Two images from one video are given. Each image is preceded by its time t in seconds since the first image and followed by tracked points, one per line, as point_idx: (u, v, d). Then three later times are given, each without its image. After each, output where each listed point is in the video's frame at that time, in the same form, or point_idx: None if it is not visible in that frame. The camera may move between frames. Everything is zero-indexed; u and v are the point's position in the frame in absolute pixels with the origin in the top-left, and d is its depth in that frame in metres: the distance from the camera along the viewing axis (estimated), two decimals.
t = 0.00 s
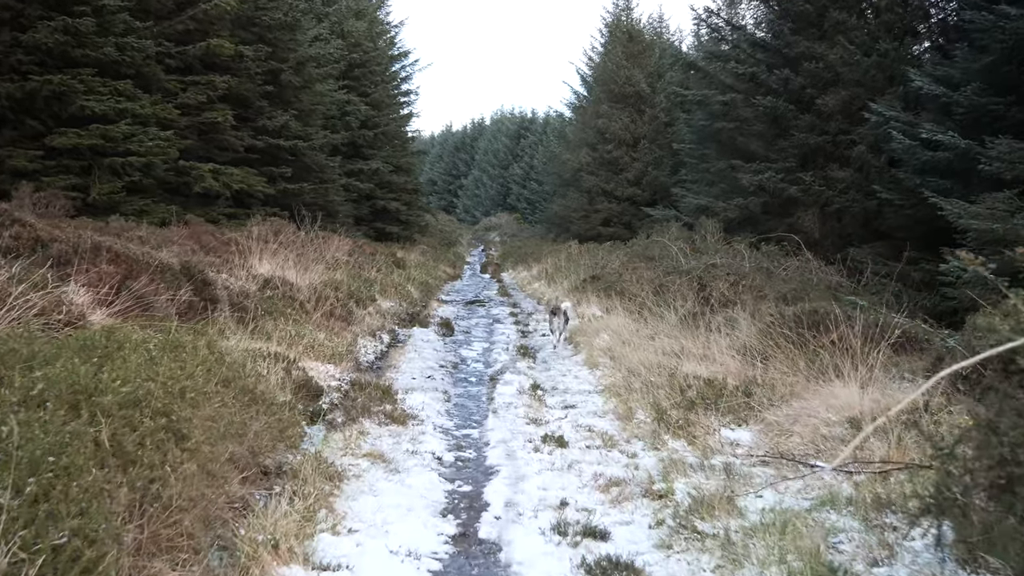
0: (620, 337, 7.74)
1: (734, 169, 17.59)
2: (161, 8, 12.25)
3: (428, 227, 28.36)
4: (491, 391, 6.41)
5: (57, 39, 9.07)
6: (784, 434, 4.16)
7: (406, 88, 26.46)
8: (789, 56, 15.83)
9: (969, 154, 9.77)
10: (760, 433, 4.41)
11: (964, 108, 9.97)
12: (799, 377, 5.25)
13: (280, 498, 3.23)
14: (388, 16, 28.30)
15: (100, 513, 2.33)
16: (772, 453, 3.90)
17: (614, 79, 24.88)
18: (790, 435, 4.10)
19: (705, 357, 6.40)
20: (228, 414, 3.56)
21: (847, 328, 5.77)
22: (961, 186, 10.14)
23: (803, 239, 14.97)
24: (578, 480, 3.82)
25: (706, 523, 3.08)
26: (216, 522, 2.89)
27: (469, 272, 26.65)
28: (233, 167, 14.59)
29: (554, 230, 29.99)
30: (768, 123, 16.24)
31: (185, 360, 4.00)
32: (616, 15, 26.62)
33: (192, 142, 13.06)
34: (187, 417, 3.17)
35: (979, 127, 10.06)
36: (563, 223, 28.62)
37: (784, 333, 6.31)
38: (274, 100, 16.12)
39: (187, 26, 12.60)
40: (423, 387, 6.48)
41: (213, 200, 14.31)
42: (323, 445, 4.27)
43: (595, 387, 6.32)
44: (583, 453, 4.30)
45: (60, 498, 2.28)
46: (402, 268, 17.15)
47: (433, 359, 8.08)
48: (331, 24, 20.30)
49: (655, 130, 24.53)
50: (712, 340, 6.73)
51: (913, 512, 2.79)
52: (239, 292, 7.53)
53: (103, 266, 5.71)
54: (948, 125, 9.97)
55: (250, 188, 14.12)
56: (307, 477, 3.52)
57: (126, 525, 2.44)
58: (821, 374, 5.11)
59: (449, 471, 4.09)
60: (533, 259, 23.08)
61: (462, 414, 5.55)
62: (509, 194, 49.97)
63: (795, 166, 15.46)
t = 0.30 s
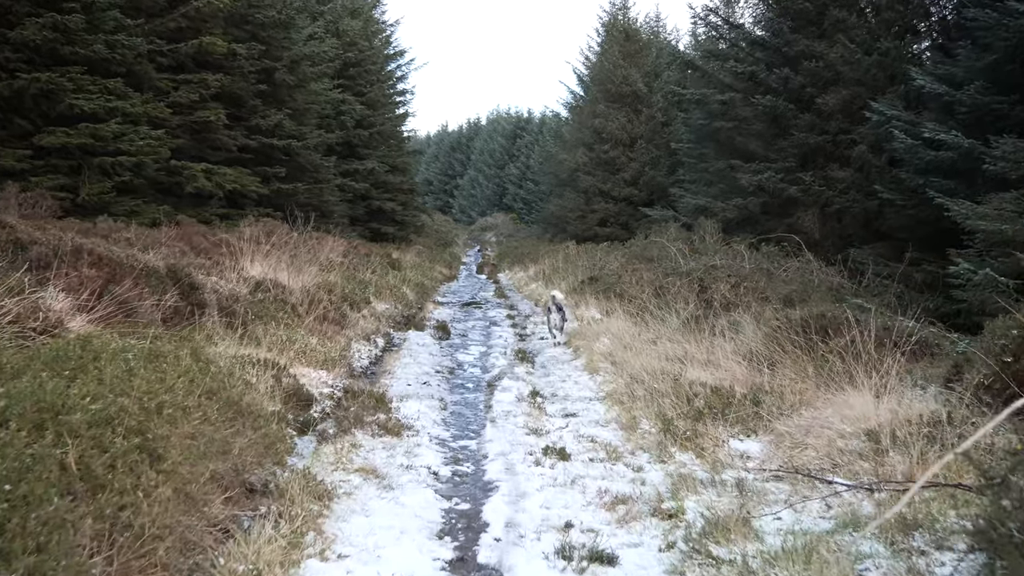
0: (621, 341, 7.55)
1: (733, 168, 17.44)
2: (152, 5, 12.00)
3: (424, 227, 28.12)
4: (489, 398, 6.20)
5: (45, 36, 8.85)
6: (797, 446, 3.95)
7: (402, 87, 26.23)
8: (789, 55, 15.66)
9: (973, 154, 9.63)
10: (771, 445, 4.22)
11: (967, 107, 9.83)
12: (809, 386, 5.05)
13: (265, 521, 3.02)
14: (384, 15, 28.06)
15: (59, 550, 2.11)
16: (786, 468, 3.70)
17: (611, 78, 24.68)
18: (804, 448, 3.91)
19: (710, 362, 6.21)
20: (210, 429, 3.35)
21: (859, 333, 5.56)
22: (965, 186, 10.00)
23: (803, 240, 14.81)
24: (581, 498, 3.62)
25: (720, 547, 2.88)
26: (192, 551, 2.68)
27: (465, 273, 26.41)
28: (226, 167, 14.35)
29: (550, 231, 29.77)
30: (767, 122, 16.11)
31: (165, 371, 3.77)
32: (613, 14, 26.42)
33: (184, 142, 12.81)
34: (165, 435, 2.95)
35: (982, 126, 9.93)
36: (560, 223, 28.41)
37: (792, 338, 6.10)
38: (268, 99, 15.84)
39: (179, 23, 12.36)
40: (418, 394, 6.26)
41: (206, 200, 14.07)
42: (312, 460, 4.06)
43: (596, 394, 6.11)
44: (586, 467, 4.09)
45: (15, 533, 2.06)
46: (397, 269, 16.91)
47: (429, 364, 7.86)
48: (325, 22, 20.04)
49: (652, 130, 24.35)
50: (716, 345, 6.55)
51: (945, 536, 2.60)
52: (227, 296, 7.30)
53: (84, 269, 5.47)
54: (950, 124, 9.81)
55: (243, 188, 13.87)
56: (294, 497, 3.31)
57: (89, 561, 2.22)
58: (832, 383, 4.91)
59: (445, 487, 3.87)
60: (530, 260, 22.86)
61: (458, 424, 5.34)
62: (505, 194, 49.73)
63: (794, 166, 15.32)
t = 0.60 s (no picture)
0: (619, 342, 7.34)
1: (731, 167, 17.29)
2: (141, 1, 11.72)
3: (418, 227, 27.89)
4: (483, 401, 5.99)
5: (30, 32, 8.64)
6: (806, 454, 3.75)
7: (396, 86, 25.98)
8: (786, 52, 15.49)
9: (975, 151, 9.46)
10: (777, 452, 4.03)
11: (969, 103, 9.66)
12: (816, 391, 4.85)
13: (239, 541, 2.79)
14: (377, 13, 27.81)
15: None
16: (796, 477, 3.50)
17: (606, 77, 24.47)
18: (814, 455, 3.70)
19: (711, 364, 6.02)
20: (181, 441, 3.09)
21: (865, 336, 5.36)
22: (967, 185, 9.85)
23: (802, 239, 14.65)
24: (580, 510, 3.40)
25: (730, 565, 2.68)
26: None
27: (460, 273, 26.18)
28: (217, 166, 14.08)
29: (545, 230, 29.56)
30: (765, 120, 15.97)
31: (135, 376, 3.51)
32: (608, 13, 26.23)
33: (174, 140, 12.53)
34: (129, 447, 2.69)
35: (983, 123, 9.72)
36: (555, 223, 28.20)
37: (796, 340, 5.90)
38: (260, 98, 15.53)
39: (169, 20, 12.10)
40: (409, 398, 6.03)
41: (197, 200, 13.81)
42: (294, 471, 3.84)
43: (593, 397, 5.90)
44: (584, 476, 3.89)
45: None
46: (390, 269, 16.68)
47: (421, 366, 7.65)
48: (318, 20, 19.77)
49: (648, 129, 24.18)
50: (717, 346, 6.36)
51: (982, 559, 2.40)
52: (212, 297, 7.05)
53: (59, 269, 5.23)
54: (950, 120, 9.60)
55: (234, 187, 13.59)
56: (273, 512, 3.08)
57: None
58: (839, 389, 4.72)
59: (435, 498, 3.65)
60: (525, 260, 22.65)
61: (450, 429, 5.12)
62: (499, 194, 49.51)
63: (792, 164, 15.18)
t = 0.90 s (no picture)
0: (618, 346, 7.15)
1: (728, 166, 17.13)
2: None
3: (413, 227, 27.67)
4: (477, 409, 5.78)
5: (15, 28, 8.41)
6: (817, 469, 3.55)
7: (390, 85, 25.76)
8: (784, 50, 15.34)
9: (977, 151, 9.31)
10: (786, 466, 3.83)
11: (970, 101, 9.50)
12: (824, 400, 4.65)
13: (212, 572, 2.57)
14: (372, 12, 27.59)
15: None
16: (807, 494, 3.31)
17: (602, 76, 24.28)
18: (827, 469, 3.51)
19: (712, 370, 5.83)
20: (152, 462, 2.88)
21: (874, 342, 5.16)
22: (969, 184, 9.69)
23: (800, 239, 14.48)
24: (579, 530, 3.20)
25: None
26: None
27: (455, 273, 25.98)
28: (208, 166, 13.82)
29: (541, 230, 29.36)
30: (763, 119, 15.81)
31: (104, 389, 3.29)
32: (603, 12, 26.04)
33: (163, 140, 12.28)
34: (90, 470, 2.48)
35: (985, 121, 9.57)
36: (551, 223, 28.00)
37: (800, 345, 5.70)
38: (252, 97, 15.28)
39: (159, 18, 11.85)
40: (400, 406, 5.81)
41: (187, 200, 13.56)
42: (276, 489, 3.62)
43: (592, 405, 5.69)
44: (583, 492, 3.68)
45: None
46: (384, 271, 16.44)
47: (413, 371, 7.43)
48: (312, 19, 19.53)
49: (644, 128, 23.99)
50: (719, 351, 6.17)
51: None
52: (195, 301, 6.82)
53: (32, 273, 5.00)
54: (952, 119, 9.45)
55: (226, 187, 13.32)
56: (250, 537, 2.87)
57: None
58: (849, 400, 4.51)
59: (425, 518, 3.44)
60: (520, 260, 22.43)
61: (443, 439, 4.90)
62: (495, 193, 49.29)
63: (790, 163, 15.03)
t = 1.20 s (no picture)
0: (620, 349, 6.95)
1: (727, 165, 16.98)
2: None
3: (409, 227, 27.43)
4: (476, 414, 5.57)
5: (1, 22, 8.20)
6: (834, 479, 3.38)
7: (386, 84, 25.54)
8: (784, 48, 15.18)
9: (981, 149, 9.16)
10: (802, 475, 3.65)
11: (974, 99, 9.35)
12: (838, 406, 4.46)
13: None
14: (368, 11, 27.38)
15: None
16: (830, 507, 3.12)
17: (598, 75, 24.08)
18: (848, 480, 3.32)
19: (719, 373, 5.65)
20: (125, 478, 2.66)
21: (888, 345, 4.98)
22: (973, 183, 9.53)
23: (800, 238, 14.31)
24: (588, 548, 3.00)
25: None
26: None
27: (451, 273, 25.73)
28: (201, 164, 13.57)
29: (537, 230, 29.14)
30: (762, 117, 15.66)
31: (78, 398, 3.08)
32: (600, 10, 25.84)
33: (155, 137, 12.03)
34: (56, 489, 2.26)
35: (989, 119, 9.42)
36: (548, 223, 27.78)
37: (811, 347, 5.52)
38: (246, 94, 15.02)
39: (151, 13, 11.61)
40: (396, 411, 5.60)
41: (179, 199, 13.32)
42: (265, 503, 3.41)
43: (595, 410, 5.49)
44: (591, 505, 3.49)
45: None
46: (379, 270, 16.19)
47: (410, 373, 7.22)
48: (307, 17, 19.28)
49: (641, 127, 23.81)
50: (726, 353, 5.99)
51: None
52: (184, 303, 6.60)
53: (9, 273, 4.77)
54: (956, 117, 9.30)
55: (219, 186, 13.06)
56: (236, 558, 2.66)
57: None
58: (867, 406, 4.32)
59: (424, 534, 3.23)
60: (517, 260, 22.20)
61: (440, 446, 4.69)
62: (491, 193, 49.05)
63: (790, 162, 14.87)
